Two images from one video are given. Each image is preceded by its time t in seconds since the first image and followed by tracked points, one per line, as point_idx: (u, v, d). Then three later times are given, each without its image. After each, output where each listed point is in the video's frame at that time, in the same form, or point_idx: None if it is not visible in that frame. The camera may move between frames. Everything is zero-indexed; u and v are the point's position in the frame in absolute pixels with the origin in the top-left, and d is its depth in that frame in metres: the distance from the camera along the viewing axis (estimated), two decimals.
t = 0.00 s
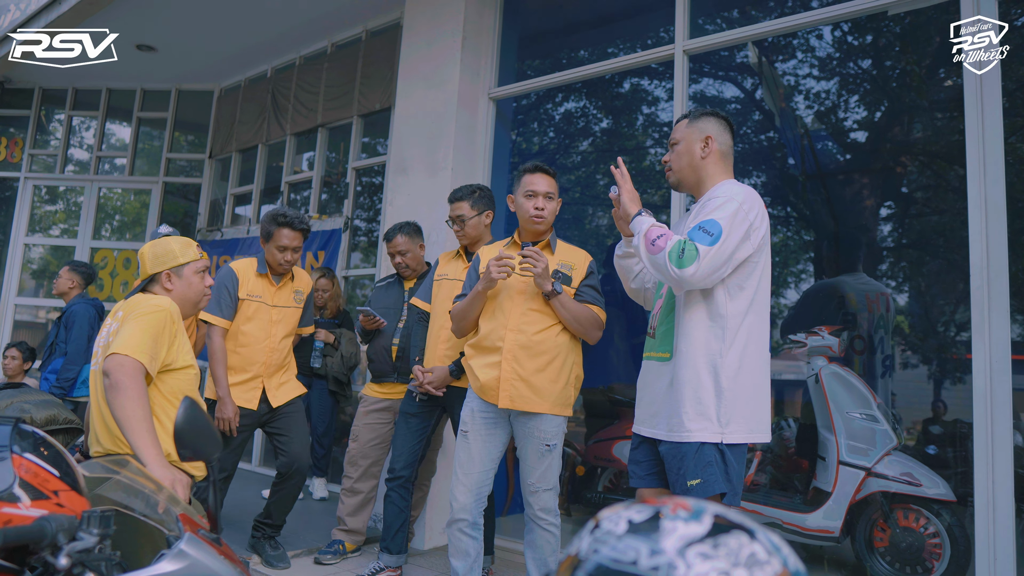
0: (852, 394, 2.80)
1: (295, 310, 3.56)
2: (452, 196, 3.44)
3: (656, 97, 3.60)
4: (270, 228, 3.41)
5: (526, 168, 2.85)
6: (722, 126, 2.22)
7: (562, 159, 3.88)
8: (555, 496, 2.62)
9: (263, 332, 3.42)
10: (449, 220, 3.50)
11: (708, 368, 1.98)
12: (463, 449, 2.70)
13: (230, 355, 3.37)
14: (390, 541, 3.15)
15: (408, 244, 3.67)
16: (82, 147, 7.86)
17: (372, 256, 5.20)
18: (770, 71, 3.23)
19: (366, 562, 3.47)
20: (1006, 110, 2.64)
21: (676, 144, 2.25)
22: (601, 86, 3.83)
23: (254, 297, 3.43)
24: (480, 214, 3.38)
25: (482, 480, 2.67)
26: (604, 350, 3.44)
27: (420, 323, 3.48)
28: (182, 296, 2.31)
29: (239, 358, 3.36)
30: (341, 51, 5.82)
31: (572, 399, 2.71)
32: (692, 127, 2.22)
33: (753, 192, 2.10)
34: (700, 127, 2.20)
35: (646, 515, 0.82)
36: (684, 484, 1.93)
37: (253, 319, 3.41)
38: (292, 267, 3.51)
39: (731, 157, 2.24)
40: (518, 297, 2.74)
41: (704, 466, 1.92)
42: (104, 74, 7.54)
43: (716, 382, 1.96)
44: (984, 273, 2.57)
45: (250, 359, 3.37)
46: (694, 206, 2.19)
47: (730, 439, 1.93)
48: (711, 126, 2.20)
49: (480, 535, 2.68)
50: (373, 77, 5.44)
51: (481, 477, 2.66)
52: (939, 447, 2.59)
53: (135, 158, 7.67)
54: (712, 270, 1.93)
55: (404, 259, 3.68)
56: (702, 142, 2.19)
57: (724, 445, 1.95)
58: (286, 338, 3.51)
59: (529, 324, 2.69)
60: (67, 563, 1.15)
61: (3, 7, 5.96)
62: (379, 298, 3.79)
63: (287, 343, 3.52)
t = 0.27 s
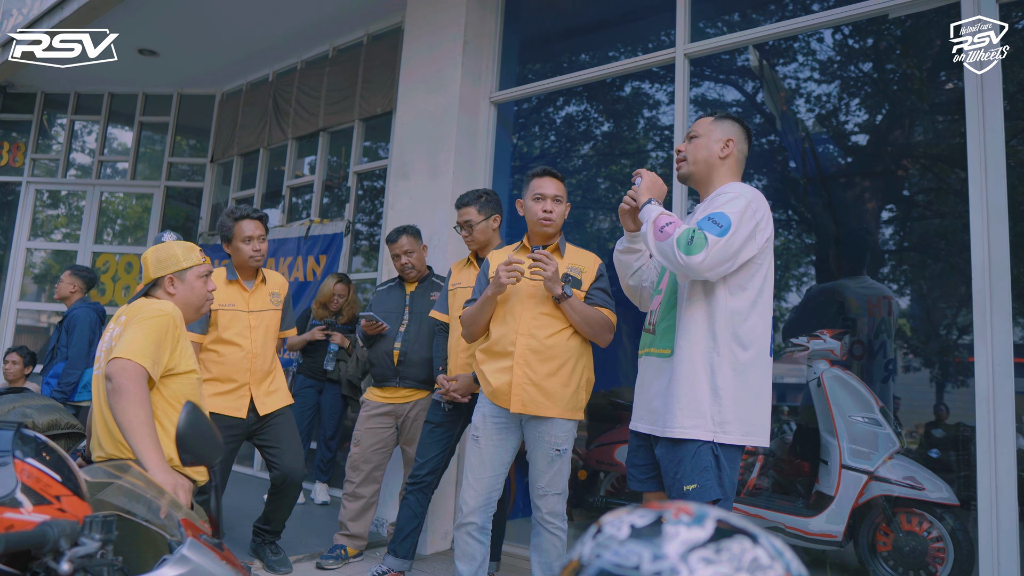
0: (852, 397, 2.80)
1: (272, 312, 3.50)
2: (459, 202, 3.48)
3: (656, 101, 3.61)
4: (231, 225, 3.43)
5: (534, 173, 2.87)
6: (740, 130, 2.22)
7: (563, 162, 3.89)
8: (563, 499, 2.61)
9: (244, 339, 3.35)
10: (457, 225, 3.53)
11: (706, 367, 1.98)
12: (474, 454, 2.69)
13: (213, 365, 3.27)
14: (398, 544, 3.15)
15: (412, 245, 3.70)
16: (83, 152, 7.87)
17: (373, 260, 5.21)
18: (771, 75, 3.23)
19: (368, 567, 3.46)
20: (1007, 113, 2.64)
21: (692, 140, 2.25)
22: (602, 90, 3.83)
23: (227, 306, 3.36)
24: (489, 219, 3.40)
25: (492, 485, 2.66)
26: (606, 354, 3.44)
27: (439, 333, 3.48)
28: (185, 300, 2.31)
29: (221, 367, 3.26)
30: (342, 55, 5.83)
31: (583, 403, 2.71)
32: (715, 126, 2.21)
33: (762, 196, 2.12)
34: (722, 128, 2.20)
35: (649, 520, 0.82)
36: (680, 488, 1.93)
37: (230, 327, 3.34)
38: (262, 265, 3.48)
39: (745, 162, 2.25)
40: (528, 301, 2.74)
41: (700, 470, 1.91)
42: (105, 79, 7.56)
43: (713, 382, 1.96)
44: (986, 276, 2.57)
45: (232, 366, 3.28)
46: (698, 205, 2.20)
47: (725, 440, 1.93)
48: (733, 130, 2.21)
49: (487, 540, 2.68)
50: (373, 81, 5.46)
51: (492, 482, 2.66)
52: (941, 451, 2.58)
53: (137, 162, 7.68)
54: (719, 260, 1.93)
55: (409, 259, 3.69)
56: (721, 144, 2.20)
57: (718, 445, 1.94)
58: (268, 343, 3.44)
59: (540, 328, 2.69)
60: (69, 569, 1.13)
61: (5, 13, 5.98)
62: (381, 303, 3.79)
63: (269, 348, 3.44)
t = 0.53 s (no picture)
0: (852, 397, 2.79)
1: (258, 310, 3.49)
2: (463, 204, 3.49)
3: (656, 102, 3.61)
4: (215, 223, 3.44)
5: (540, 174, 2.87)
6: (743, 136, 2.23)
7: (563, 163, 3.89)
8: (570, 501, 2.61)
9: (231, 339, 3.33)
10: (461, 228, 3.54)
11: (712, 371, 1.98)
12: (483, 455, 2.69)
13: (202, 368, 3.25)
14: (410, 545, 3.14)
15: (414, 246, 3.72)
16: (83, 154, 7.87)
17: (373, 262, 5.20)
18: (770, 75, 3.23)
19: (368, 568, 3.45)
20: (1006, 113, 2.64)
21: (697, 141, 2.24)
22: (602, 91, 3.84)
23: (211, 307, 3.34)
24: (493, 221, 3.40)
25: (501, 486, 2.66)
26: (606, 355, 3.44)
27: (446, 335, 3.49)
28: (185, 302, 2.31)
29: (210, 368, 3.25)
30: (341, 57, 5.83)
31: (593, 405, 2.71)
32: (719, 130, 2.22)
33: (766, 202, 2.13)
34: (727, 133, 2.21)
35: (649, 521, 0.82)
36: (676, 489, 1.93)
37: (216, 326, 3.32)
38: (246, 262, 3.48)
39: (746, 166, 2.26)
40: (537, 304, 2.74)
41: (697, 472, 1.92)
42: (105, 81, 7.56)
43: (719, 386, 1.96)
44: (986, 276, 2.57)
45: (220, 366, 3.26)
46: (703, 208, 2.20)
47: (728, 444, 1.92)
48: (737, 135, 2.22)
49: (492, 541, 2.68)
50: (373, 83, 5.46)
51: (501, 483, 2.66)
52: (942, 451, 2.58)
53: (136, 164, 7.68)
54: (730, 267, 1.94)
55: (411, 259, 3.70)
56: (726, 148, 2.20)
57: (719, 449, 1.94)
58: (255, 341, 3.42)
59: (550, 331, 2.69)
60: (69, 570, 1.14)
61: (5, 15, 5.98)
62: (381, 304, 3.81)
63: (257, 347, 3.42)
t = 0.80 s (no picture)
0: (853, 398, 2.79)
1: (256, 312, 3.49)
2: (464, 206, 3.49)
3: (656, 103, 3.61)
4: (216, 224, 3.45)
5: (547, 175, 2.89)
6: (737, 136, 2.22)
7: (563, 164, 3.89)
8: (574, 501, 2.60)
9: (228, 340, 3.33)
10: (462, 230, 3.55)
11: (715, 368, 1.98)
12: (488, 455, 2.70)
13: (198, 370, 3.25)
14: (410, 547, 3.14)
15: (412, 246, 3.73)
16: (83, 155, 7.87)
17: (373, 262, 5.20)
18: (770, 76, 3.23)
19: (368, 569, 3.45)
20: (1006, 114, 2.64)
21: (694, 138, 2.24)
22: (602, 92, 3.84)
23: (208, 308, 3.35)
24: (493, 222, 3.40)
25: (502, 486, 2.66)
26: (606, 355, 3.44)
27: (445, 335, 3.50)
28: (184, 302, 2.31)
29: (208, 369, 3.24)
30: (341, 58, 5.83)
31: (599, 407, 2.71)
32: (713, 130, 2.22)
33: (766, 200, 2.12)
34: (720, 132, 2.21)
35: (649, 522, 0.82)
36: (686, 490, 1.91)
37: (213, 327, 3.32)
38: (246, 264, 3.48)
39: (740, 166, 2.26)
40: (542, 309, 2.74)
41: (706, 472, 1.90)
42: (105, 81, 7.57)
43: (723, 382, 1.96)
44: (986, 277, 2.57)
45: (217, 367, 3.27)
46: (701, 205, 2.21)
47: (735, 439, 1.92)
48: (731, 133, 2.21)
49: (493, 541, 2.68)
50: (373, 84, 5.46)
51: (504, 483, 2.66)
52: (942, 452, 2.58)
53: (136, 165, 7.68)
54: (713, 254, 1.95)
55: (410, 260, 3.71)
56: (719, 148, 2.20)
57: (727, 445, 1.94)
58: (253, 343, 3.42)
59: (555, 336, 2.69)
60: (69, 570, 1.15)
61: (6, 16, 5.99)
62: (378, 306, 3.82)
63: (254, 349, 3.42)
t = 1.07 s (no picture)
0: (854, 400, 2.79)
1: (257, 313, 3.49)
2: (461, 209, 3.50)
3: (656, 103, 3.61)
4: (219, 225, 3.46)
5: (545, 177, 2.88)
6: (705, 133, 2.22)
7: (564, 165, 3.89)
8: (576, 502, 2.60)
9: (226, 340, 3.34)
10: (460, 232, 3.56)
11: (712, 374, 1.97)
12: (491, 455, 2.70)
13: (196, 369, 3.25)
14: (409, 547, 3.13)
15: (408, 245, 3.73)
16: (84, 154, 7.88)
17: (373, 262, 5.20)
18: (771, 77, 3.24)
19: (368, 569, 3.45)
20: (1007, 115, 2.64)
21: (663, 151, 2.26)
22: (602, 92, 3.84)
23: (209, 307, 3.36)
24: (491, 223, 3.40)
25: (507, 487, 2.67)
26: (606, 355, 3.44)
27: (447, 336, 3.50)
28: (184, 302, 2.31)
29: (206, 369, 3.25)
30: (342, 58, 5.83)
31: (603, 408, 2.71)
32: (676, 136, 2.23)
33: (741, 195, 2.08)
34: (683, 135, 2.21)
35: (649, 522, 0.82)
36: (688, 490, 1.92)
37: (213, 327, 3.33)
38: (248, 265, 3.48)
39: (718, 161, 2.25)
40: (545, 312, 2.74)
41: (708, 472, 1.91)
42: (106, 81, 7.57)
43: (721, 388, 1.95)
44: (986, 278, 2.57)
45: (215, 367, 3.27)
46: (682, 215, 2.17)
47: (739, 443, 1.92)
48: (696, 132, 2.21)
49: (495, 541, 2.68)
50: (374, 84, 5.46)
51: (506, 484, 2.66)
52: (942, 453, 2.58)
53: (137, 165, 7.68)
54: (700, 280, 1.93)
55: (406, 259, 3.70)
56: (686, 151, 2.20)
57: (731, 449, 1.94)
58: (252, 344, 3.43)
59: (558, 339, 2.69)
60: (69, 570, 1.13)
61: (7, 16, 5.99)
62: (374, 306, 3.81)
63: (253, 350, 3.42)
